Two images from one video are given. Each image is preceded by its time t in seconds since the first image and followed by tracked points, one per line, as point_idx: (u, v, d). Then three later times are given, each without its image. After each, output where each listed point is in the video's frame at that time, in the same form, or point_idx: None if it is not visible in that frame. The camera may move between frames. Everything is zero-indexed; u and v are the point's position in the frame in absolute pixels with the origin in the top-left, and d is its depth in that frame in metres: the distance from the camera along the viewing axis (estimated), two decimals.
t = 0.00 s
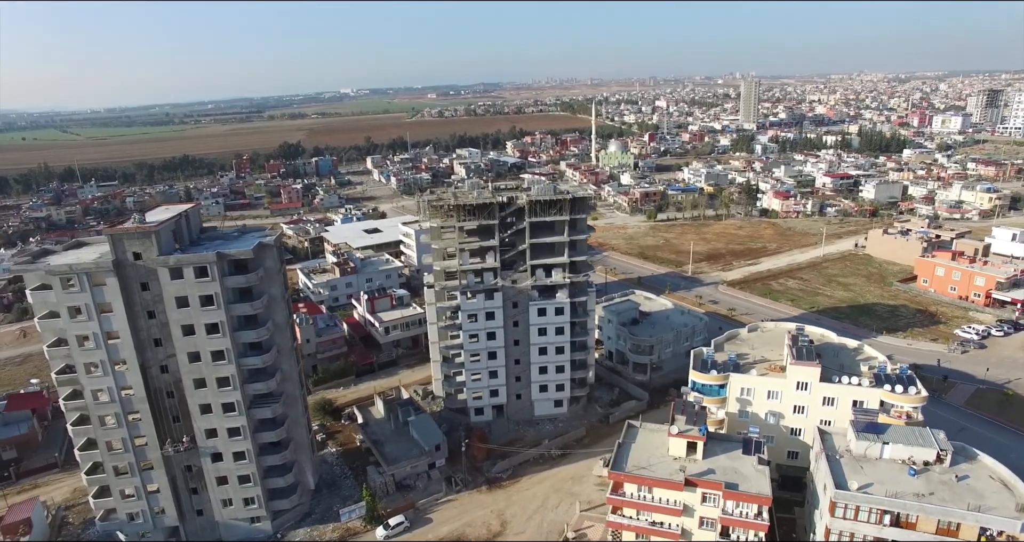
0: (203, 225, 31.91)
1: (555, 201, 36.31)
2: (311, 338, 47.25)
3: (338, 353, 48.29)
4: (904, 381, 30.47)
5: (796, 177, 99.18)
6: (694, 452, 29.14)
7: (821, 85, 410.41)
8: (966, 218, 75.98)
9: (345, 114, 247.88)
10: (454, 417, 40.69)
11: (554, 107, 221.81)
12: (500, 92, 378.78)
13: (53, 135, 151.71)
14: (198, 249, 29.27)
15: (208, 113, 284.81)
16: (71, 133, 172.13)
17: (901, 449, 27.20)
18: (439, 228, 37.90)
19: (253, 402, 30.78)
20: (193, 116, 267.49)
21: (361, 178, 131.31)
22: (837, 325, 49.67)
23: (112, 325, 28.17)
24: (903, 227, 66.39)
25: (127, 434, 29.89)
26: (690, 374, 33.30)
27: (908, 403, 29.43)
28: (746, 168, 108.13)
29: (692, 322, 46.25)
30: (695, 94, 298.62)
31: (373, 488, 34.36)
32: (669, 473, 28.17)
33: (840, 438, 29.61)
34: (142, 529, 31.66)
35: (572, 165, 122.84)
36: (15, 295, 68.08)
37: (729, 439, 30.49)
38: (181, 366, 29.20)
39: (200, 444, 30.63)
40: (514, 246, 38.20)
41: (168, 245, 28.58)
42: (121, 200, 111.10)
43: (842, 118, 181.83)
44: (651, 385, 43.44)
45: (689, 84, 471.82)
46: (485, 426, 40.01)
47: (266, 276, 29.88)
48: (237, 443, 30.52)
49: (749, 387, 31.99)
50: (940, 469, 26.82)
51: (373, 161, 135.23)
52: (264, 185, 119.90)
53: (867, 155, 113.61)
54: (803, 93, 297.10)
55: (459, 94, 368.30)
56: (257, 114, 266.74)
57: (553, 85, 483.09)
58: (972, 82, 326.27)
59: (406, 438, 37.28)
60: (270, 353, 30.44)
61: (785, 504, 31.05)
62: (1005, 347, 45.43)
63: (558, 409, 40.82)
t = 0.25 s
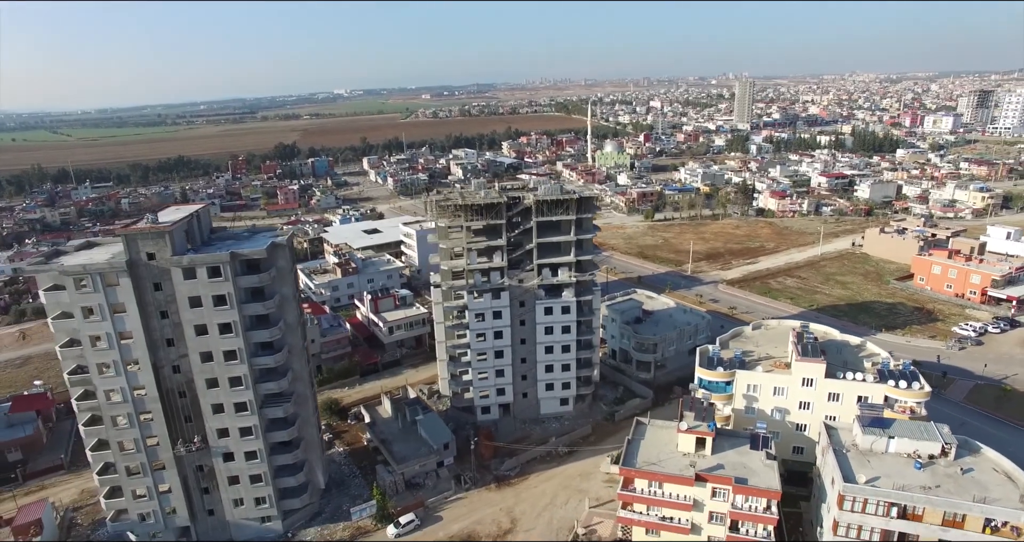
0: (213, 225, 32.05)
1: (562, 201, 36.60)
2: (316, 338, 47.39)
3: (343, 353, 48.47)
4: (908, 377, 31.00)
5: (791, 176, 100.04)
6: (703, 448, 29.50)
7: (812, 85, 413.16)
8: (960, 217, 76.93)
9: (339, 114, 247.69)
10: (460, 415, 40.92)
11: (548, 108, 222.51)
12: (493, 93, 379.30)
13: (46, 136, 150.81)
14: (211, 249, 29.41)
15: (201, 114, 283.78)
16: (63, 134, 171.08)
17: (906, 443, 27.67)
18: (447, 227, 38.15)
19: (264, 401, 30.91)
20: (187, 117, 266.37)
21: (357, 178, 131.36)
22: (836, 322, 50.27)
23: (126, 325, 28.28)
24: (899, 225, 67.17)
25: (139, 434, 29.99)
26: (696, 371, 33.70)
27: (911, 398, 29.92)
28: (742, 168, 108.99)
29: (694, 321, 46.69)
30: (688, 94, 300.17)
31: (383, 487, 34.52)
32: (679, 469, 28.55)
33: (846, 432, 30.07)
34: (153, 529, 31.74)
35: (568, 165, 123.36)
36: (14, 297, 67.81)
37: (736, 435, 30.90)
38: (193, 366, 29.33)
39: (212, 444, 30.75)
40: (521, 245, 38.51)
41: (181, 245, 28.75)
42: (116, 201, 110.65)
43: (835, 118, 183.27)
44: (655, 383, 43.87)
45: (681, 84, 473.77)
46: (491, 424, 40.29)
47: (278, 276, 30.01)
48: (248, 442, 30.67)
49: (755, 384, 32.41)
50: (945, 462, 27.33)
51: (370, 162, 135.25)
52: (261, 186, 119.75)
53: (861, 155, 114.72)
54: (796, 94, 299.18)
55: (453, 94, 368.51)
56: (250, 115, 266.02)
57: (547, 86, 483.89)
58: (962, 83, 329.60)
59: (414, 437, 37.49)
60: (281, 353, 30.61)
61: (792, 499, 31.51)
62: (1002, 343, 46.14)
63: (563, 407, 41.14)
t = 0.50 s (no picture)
0: (208, 228, 31.96)
1: (555, 200, 37.15)
2: (306, 341, 47.22)
3: (333, 355, 48.36)
4: (893, 369, 31.90)
5: (771, 176, 101.73)
6: (698, 442, 30.04)
7: (787, 86, 419.72)
8: (934, 214, 78.94)
9: (318, 115, 245.95)
10: (454, 415, 41.01)
11: (529, 108, 223.22)
12: (473, 93, 378.78)
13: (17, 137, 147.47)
14: (207, 251, 29.33)
15: (177, 115, 279.61)
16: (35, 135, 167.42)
17: (894, 433, 28.45)
18: (440, 228, 38.34)
19: (262, 404, 30.83)
20: (162, 118, 262.37)
21: (339, 180, 130.67)
22: (819, 317, 51.35)
23: (121, 329, 28.05)
24: (877, 223, 68.75)
25: (134, 439, 29.73)
26: (689, 366, 34.28)
27: (897, 389, 30.83)
28: (722, 167, 110.55)
29: (682, 318, 47.38)
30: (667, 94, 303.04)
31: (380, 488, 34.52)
32: (676, 462, 29.05)
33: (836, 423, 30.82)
34: (147, 536, 31.46)
35: (551, 165, 124.00)
36: None
37: (730, 429, 31.52)
38: (190, 369, 29.20)
39: (208, 448, 30.58)
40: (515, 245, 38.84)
41: (177, 247, 28.69)
42: (93, 204, 108.74)
43: (812, 118, 186.44)
44: (645, 380, 44.47)
45: (659, 84, 477.79)
46: (485, 423, 40.52)
47: (275, 278, 29.97)
48: (246, 446, 30.55)
49: (747, 378, 33.08)
50: (931, 450, 28.20)
51: (351, 163, 134.67)
52: (242, 188, 118.55)
53: (838, 155, 117.01)
54: (772, 93, 303.53)
55: (433, 95, 367.42)
56: (227, 116, 262.91)
57: (526, 86, 484.80)
58: (932, 84, 337.53)
59: (410, 437, 37.59)
60: (279, 356, 30.51)
61: (783, 490, 32.16)
62: (977, 335, 47.55)
63: (557, 405, 41.54)
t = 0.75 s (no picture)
0: (190, 231, 31.60)
1: (539, 200, 37.58)
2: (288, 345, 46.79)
3: (315, 358, 48.01)
4: (869, 358, 33.05)
5: (741, 174, 103.99)
6: (686, 435, 30.71)
7: (752, 85, 427.72)
8: (897, 210, 81.58)
9: (286, 117, 242.64)
10: (440, 415, 41.11)
11: (500, 109, 223.59)
12: (443, 94, 377.58)
13: None
14: (192, 254, 29.06)
15: (138, 117, 272.73)
16: None
17: (872, 420, 29.48)
18: (424, 228, 38.39)
19: (250, 408, 30.60)
20: (123, 121, 255.84)
21: (311, 182, 129.27)
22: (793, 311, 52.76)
23: (104, 336, 27.53)
24: (845, 219, 70.77)
25: (118, 449, 29.17)
26: (674, 361, 34.93)
27: (872, 378, 31.97)
28: (693, 166, 112.42)
29: (662, 314, 48.19)
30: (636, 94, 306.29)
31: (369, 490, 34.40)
32: (665, 455, 29.65)
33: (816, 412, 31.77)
34: None
35: (524, 166, 124.50)
36: None
37: (715, 421, 32.27)
38: (177, 375, 28.86)
39: (196, 455, 30.21)
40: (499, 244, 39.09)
41: (161, 251, 28.33)
42: (55, 209, 105.63)
43: (777, 118, 190.51)
44: (628, 376, 45.15)
45: (628, 85, 482.51)
46: (472, 423, 40.68)
47: (262, 280, 29.77)
48: (234, 451, 30.28)
49: (730, 371, 33.87)
50: (907, 435, 29.30)
51: (323, 165, 133.35)
52: (211, 191, 116.46)
53: (804, 153, 119.94)
54: (738, 93, 309.16)
55: (402, 96, 365.14)
56: (192, 118, 257.44)
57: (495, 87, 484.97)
58: (891, 84, 347.77)
59: (398, 439, 37.59)
60: (267, 359, 30.29)
61: (767, 479, 33.00)
62: (943, 326, 49.38)
63: (542, 403, 41.95)
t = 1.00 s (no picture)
0: (169, 235, 31.13)
1: (519, 200, 37.96)
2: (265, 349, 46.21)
3: (294, 362, 47.44)
4: (841, 349, 34.28)
5: (708, 173, 106.45)
6: (669, 427, 31.43)
7: (714, 86, 435.76)
8: (858, 206, 84.43)
9: (249, 119, 238.32)
10: (423, 415, 41.13)
11: (467, 110, 223.67)
12: (408, 96, 375.36)
13: None
14: (174, 259, 28.73)
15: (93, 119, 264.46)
16: None
17: (846, 407, 30.61)
18: (405, 229, 38.36)
19: (234, 414, 30.34)
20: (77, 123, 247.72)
21: (278, 185, 127.46)
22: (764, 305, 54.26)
23: (82, 344, 26.89)
24: (810, 215, 72.93)
25: (97, 459, 28.51)
26: (655, 355, 35.62)
27: (845, 367, 33.16)
28: (662, 166, 114.30)
29: (639, 311, 49.02)
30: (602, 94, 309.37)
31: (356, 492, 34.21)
32: (650, 448, 30.28)
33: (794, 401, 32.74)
34: None
35: (494, 166, 124.86)
36: None
37: (697, 413, 33.06)
38: (159, 381, 28.43)
39: (180, 463, 29.74)
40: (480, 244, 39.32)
41: (141, 255, 27.88)
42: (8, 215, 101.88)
43: (740, 117, 194.68)
44: (607, 372, 45.86)
45: (593, 85, 486.79)
46: (456, 423, 40.81)
47: (246, 284, 29.52)
48: (219, 457, 29.95)
49: (710, 364, 34.71)
50: (879, 420, 30.50)
51: (290, 167, 131.59)
52: (175, 195, 113.90)
53: (768, 152, 122.96)
54: (701, 94, 315.29)
55: (368, 97, 362.35)
56: (149, 120, 250.73)
57: (461, 87, 484.11)
58: (847, 84, 358.54)
59: (382, 441, 37.52)
60: (252, 364, 30.03)
61: (747, 468, 33.95)
62: (905, 316, 51.35)
63: (524, 401, 42.33)
